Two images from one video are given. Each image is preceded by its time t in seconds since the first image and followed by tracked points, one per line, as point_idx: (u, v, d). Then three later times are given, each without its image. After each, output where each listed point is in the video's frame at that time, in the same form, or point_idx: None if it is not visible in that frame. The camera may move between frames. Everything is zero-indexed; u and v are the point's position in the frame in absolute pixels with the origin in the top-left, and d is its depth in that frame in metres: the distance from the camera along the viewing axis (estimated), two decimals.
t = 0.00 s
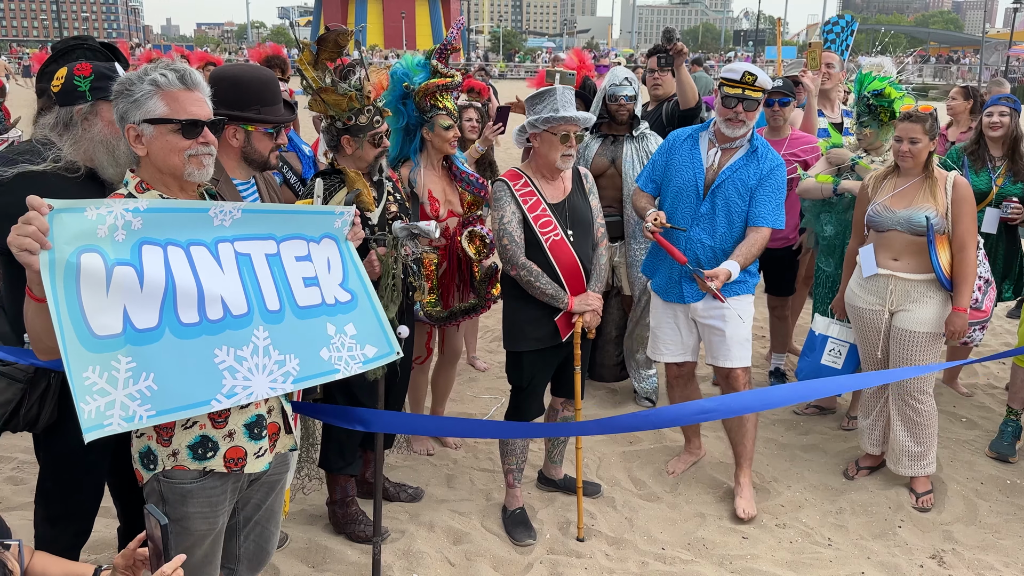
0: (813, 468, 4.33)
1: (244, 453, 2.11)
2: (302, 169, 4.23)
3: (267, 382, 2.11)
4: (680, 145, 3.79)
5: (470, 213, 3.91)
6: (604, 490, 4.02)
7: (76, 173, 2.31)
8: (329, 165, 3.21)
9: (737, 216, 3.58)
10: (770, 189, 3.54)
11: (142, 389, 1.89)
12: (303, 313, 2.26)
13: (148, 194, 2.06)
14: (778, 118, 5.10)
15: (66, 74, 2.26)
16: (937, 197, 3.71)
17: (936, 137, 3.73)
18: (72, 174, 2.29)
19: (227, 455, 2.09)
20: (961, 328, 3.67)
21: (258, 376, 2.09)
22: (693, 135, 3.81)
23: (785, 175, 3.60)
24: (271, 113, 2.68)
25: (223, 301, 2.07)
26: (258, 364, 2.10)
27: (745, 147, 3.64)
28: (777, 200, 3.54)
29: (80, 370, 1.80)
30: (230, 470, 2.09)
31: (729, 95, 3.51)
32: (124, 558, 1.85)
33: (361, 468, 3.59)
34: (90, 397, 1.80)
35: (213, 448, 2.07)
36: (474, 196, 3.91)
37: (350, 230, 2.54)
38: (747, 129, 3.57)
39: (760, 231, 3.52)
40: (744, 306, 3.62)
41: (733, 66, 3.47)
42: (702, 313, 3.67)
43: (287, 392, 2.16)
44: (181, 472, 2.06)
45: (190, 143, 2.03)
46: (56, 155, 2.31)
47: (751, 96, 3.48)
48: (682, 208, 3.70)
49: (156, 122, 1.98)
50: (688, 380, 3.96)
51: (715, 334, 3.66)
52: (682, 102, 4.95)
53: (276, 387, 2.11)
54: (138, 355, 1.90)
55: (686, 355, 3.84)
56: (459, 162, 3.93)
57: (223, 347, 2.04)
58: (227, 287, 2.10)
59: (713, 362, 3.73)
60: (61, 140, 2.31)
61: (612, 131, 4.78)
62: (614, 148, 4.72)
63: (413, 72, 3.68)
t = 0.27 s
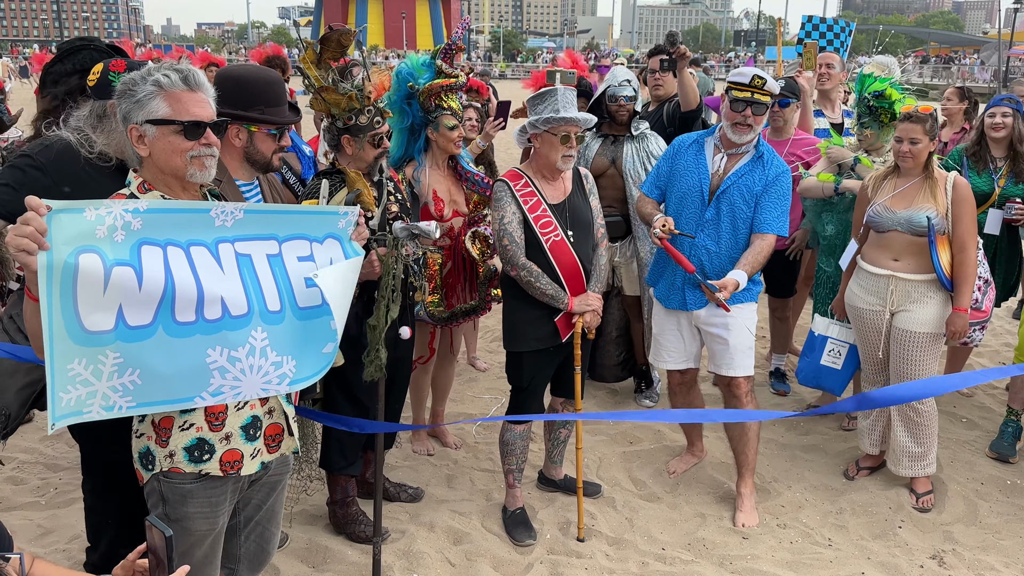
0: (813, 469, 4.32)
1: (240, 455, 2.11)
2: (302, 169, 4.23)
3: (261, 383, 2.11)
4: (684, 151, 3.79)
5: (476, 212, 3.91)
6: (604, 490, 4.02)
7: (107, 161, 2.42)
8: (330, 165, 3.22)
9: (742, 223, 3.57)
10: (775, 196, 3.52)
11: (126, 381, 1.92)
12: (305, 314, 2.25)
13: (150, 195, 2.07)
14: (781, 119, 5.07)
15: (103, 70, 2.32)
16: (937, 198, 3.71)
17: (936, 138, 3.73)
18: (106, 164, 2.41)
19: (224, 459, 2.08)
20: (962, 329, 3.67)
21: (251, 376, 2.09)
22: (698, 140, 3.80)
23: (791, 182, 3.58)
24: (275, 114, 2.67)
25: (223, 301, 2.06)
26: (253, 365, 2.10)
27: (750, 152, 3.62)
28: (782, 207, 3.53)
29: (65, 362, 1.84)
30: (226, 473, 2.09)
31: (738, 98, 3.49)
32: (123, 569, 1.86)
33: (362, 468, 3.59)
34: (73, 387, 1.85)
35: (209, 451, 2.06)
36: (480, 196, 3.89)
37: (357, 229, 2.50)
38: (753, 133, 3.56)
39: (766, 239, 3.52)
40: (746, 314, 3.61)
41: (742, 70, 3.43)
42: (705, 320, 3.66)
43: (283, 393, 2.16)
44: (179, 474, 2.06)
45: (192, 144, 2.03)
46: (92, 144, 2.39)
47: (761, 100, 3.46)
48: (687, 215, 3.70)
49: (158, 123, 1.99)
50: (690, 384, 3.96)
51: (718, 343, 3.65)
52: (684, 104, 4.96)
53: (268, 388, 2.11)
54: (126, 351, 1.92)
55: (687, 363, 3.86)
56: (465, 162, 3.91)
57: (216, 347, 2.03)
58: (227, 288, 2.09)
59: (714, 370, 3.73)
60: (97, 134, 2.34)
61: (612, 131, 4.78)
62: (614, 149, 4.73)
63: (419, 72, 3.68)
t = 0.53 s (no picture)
0: (813, 469, 4.33)
1: (238, 457, 2.11)
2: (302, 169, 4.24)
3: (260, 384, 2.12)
4: (691, 156, 3.78)
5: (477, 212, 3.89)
6: (604, 490, 4.02)
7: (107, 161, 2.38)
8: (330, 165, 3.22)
9: (747, 232, 3.57)
10: (782, 207, 3.53)
11: (126, 383, 1.92)
12: (304, 315, 2.26)
13: (152, 195, 2.07)
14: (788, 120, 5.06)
15: (100, 70, 2.34)
16: (936, 198, 3.72)
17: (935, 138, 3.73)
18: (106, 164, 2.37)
19: (222, 460, 2.08)
20: (961, 328, 3.67)
21: (250, 377, 2.09)
22: (705, 146, 3.79)
23: (798, 193, 3.58)
24: (278, 117, 2.67)
25: (223, 303, 2.07)
26: (252, 366, 2.10)
27: (759, 161, 3.62)
28: (789, 221, 3.54)
29: (67, 364, 1.84)
30: (224, 475, 2.09)
31: (748, 107, 3.47)
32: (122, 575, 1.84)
33: (362, 468, 3.59)
34: (74, 389, 1.85)
35: (207, 452, 2.06)
36: (481, 196, 3.89)
37: (358, 231, 2.53)
38: (764, 142, 3.55)
39: (771, 250, 3.51)
40: (751, 323, 3.60)
41: (753, 79, 3.41)
42: (707, 328, 3.66)
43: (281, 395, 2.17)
44: (177, 474, 2.06)
45: (195, 145, 2.03)
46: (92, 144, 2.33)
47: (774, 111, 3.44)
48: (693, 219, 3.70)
49: (161, 124, 1.99)
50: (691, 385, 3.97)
51: (721, 351, 3.65)
52: (684, 106, 4.97)
53: (267, 390, 2.12)
54: (126, 352, 1.92)
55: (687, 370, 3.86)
56: (467, 162, 3.92)
57: (216, 349, 2.04)
58: (227, 289, 2.10)
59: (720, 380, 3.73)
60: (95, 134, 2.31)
61: (612, 131, 4.78)
62: (614, 148, 4.73)
63: (420, 72, 3.68)
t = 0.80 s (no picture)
0: (812, 468, 4.33)
1: (237, 456, 2.11)
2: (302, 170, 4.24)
3: (260, 383, 2.11)
4: (696, 157, 3.79)
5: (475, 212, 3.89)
6: (603, 490, 4.02)
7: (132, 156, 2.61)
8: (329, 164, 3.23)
9: (752, 236, 3.57)
10: (788, 211, 3.50)
11: (127, 382, 1.92)
12: (305, 315, 2.26)
13: (153, 194, 2.07)
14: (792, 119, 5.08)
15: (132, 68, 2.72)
16: (935, 197, 3.72)
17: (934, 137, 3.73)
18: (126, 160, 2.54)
19: (221, 460, 2.08)
20: (960, 327, 3.68)
21: (250, 377, 2.09)
22: (711, 146, 3.79)
23: (804, 198, 3.54)
24: (280, 117, 2.66)
25: (223, 302, 2.07)
26: (252, 365, 2.10)
27: (764, 165, 3.61)
28: (794, 223, 3.50)
29: (67, 361, 1.83)
30: (223, 474, 2.09)
31: (744, 103, 3.51)
32: None
33: (361, 467, 3.59)
34: (75, 387, 1.85)
35: (207, 452, 2.06)
36: (480, 196, 3.88)
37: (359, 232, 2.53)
38: (761, 142, 3.54)
39: (776, 255, 3.50)
40: (756, 326, 3.59)
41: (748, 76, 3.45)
42: (711, 330, 3.67)
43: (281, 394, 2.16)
44: (176, 473, 2.06)
45: (195, 143, 2.03)
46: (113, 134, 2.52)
47: (765, 107, 3.46)
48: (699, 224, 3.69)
49: (162, 123, 1.99)
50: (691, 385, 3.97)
51: (724, 353, 3.65)
52: (682, 107, 4.99)
53: (267, 389, 2.11)
54: (127, 350, 1.92)
55: (688, 371, 3.86)
56: (465, 161, 3.91)
57: (217, 347, 2.04)
58: (228, 288, 2.10)
59: (723, 382, 3.73)
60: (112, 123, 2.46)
61: (612, 130, 4.78)
62: (613, 147, 4.74)
63: (418, 70, 3.67)
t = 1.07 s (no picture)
0: (812, 467, 4.33)
1: (235, 454, 2.11)
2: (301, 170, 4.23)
3: (260, 381, 2.11)
4: (701, 153, 3.78)
5: (471, 211, 3.86)
6: (603, 488, 4.02)
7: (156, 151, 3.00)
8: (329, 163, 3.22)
9: (757, 232, 3.57)
10: (792, 209, 3.51)
11: (125, 377, 1.91)
12: (305, 313, 2.26)
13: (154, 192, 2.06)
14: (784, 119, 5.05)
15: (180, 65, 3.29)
16: (934, 196, 3.72)
17: (934, 135, 3.73)
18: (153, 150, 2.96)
19: (220, 458, 2.07)
20: (961, 326, 3.67)
21: (249, 374, 2.09)
22: (716, 142, 3.78)
23: (809, 195, 3.56)
24: (285, 115, 2.62)
25: (224, 299, 2.06)
26: (252, 363, 2.09)
27: (769, 161, 3.60)
28: (798, 221, 3.51)
29: (66, 357, 1.83)
30: (222, 473, 2.09)
31: (741, 97, 3.55)
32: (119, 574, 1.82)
33: (361, 466, 3.59)
34: (73, 381, 1.84)
35: (206, 450, 2.05)
36: (476, 193, 3.86)
37: (360, 230, 2.53)
38: (757, 136, 3.55)
39: (781, 253, 3.49)
40: (759, 325, 3.59)
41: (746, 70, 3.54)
42: (713, 328, 3.67)
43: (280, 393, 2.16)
44: (175, 472, 2.05)
45: (197, 141, 2.03)
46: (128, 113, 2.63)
47: (763, 101, 3.48)
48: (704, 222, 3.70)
49: (163, 121, 1.98)
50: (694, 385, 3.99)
51: (727, 352, 3.64)
52: (679, 108, 4.98)
53: (267, 387, 2.11)
54: (125, 346, 1.91)
55: (693, 368, 3.86)
56: (461, 159, 3.91)
57: (216, 344, 2.03)
58: (229, 285, 2.09)
59: (724, 380, 3.72)
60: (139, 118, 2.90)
61: (611, 128, 4.78)
62: (613, 146, 4.73)
63: (414, 68, 3.69)
